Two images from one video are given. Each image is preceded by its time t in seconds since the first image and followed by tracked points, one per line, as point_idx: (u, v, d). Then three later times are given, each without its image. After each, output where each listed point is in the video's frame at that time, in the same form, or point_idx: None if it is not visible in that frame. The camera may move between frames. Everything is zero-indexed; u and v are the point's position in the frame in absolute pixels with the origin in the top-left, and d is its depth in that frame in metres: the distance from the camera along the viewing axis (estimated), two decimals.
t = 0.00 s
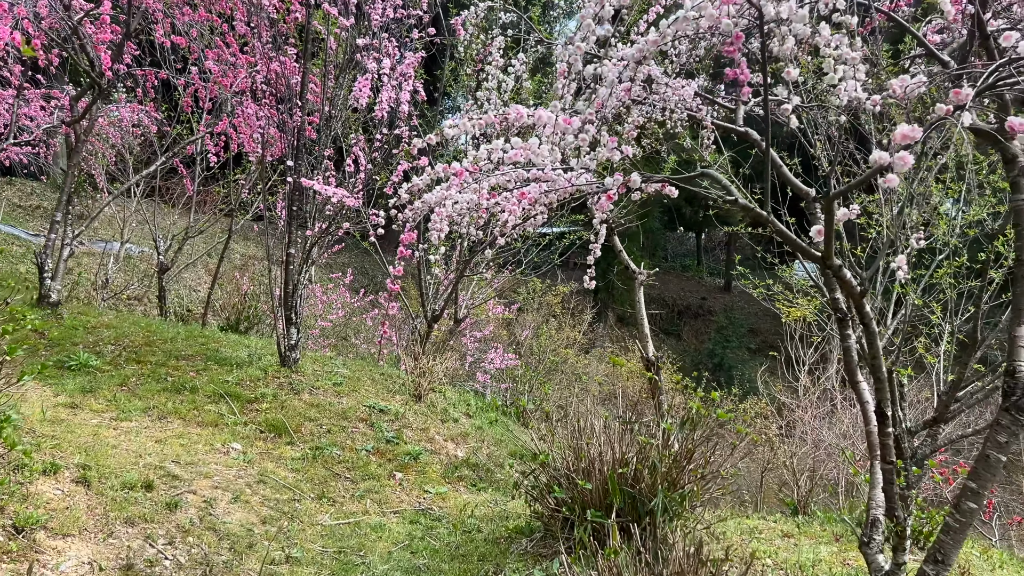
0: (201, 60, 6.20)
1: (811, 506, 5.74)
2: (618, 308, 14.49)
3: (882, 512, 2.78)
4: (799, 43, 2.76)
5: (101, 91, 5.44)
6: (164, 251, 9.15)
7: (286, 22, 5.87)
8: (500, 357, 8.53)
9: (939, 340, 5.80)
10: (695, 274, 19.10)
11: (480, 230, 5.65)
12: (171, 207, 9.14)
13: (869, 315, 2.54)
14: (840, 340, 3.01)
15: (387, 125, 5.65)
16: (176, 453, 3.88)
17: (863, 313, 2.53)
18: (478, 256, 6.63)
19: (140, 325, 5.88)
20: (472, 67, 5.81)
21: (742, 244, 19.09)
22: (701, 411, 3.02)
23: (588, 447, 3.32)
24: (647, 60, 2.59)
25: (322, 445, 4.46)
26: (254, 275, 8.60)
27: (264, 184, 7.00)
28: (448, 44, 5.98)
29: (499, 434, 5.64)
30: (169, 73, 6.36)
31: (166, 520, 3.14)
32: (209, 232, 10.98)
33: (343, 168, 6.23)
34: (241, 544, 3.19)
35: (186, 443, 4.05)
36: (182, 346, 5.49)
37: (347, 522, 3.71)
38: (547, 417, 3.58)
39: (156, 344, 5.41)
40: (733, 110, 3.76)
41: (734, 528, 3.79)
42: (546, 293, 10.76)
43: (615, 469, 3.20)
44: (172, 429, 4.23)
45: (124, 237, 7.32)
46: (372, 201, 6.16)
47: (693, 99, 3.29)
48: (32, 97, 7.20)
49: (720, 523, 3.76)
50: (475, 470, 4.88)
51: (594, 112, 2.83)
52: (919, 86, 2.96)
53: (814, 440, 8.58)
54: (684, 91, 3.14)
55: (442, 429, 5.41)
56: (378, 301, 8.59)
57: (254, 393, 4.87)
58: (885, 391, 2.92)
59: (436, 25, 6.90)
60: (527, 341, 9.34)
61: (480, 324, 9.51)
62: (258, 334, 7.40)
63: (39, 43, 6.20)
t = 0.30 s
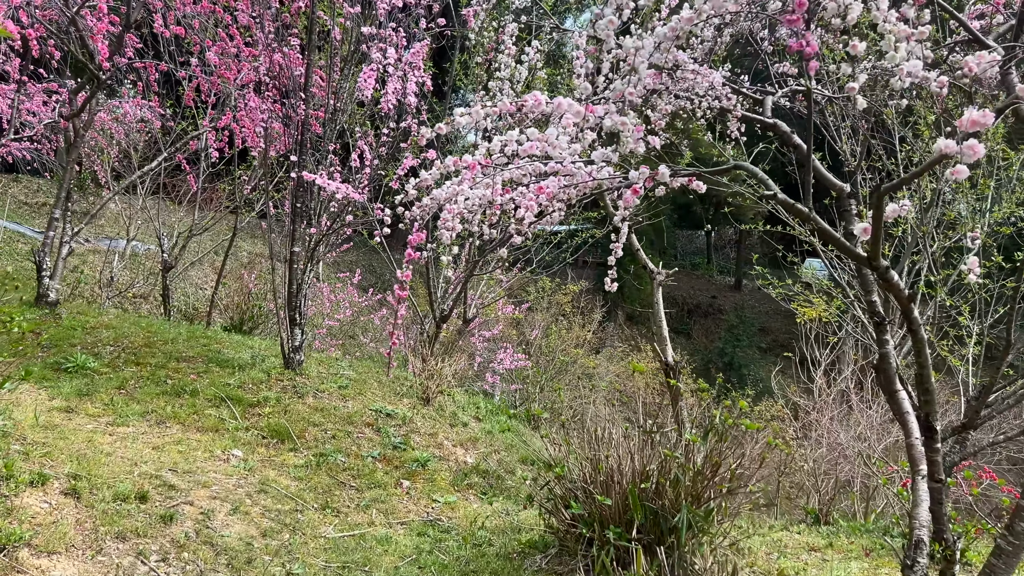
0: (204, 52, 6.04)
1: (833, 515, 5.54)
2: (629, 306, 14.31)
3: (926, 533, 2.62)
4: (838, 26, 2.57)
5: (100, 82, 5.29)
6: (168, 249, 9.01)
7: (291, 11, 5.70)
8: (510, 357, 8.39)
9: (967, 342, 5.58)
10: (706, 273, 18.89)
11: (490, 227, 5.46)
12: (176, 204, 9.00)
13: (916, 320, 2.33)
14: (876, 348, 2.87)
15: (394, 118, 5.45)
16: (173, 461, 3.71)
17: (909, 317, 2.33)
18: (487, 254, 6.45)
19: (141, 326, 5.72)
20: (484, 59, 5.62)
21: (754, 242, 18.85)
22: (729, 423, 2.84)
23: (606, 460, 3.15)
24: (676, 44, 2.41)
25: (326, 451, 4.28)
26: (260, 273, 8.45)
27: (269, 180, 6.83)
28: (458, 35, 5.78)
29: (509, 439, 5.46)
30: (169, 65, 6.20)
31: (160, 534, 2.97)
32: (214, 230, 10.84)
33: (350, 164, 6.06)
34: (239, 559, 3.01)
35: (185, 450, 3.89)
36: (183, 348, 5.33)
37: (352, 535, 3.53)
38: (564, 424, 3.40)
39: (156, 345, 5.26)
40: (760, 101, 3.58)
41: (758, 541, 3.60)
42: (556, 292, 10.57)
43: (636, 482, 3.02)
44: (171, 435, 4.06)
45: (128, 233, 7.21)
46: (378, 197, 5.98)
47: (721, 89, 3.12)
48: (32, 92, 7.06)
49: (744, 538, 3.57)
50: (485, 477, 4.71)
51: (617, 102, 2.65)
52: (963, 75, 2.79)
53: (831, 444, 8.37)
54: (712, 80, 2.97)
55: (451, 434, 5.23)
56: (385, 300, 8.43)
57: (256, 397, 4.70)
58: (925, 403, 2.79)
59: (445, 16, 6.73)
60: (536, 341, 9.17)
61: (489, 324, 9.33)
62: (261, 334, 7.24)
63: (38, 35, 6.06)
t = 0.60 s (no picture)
0: (210, 45, 5.88)
1: (860, 523, 5.34)
2: (641, 306, 14.10)
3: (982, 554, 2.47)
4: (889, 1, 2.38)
5: (103, 75, 5.14)
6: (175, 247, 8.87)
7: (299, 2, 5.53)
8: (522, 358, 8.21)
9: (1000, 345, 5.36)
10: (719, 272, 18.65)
11: (504, 224, 5.28)
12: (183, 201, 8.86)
13: (979, 326, 2.14)
14: (921, 353, 2.78)
15: (405, 111, 5.27)
16: (175, 469, 3.54)
17: (972, 322, 2.13)
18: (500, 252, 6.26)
19: (145, 326, 5.57)
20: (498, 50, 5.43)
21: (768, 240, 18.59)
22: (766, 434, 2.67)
23: (629, 472, 2.97)
24: (719, 25, 2.25)
25: (334, 458, 4.11)
26: (268, 272, 8.29)
27: (277, 176, 6.67)
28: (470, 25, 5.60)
29: (523, 445, 5.27)
30: (174, 56, 6.05)
31: (158, 549, 2.80)
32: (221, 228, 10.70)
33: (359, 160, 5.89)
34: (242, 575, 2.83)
35: (187, 457, 3.72)
36: (188, 349, 5.17)
37: (362, 548, 3.35)
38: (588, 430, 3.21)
39: (159, 346, 5.10)
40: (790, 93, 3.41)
41: (789, 558, 3.41)
42: (568, 291, 10.37)
43: (663, 497, 2.85)
44: (173, 440, 3.90)
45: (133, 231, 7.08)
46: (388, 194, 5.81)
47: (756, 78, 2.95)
48: (36, 87, 6.93)
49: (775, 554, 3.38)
50: (499, 484, 4.54)
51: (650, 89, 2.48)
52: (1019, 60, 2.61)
53: (852, 448, 8.16)
54: (747, 65, 2.84)
55: (463, 439, 5.05)
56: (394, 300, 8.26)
57: (262, 400, 4.54)
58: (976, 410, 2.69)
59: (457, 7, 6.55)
60: (549, 342, 8.98)
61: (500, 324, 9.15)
62: (268, 334, 7.08)
63: (40, 28, 5.92)
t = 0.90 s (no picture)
0: (219, 37, 5.73)
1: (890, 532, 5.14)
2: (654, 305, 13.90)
3: None
4: None
5: (108, 67, 4.99)
6: (183, 245, 8.75)
7: None
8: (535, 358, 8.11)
9: None
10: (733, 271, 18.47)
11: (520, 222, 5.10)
12: (191, 198, 8.73)
13: None
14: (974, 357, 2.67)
15: (418, 102, 5.09)
16: (177, 477, 3.38)
17: None
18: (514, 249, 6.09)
19: (149, 325, 5.42)
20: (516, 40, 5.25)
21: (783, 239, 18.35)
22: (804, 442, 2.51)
23: (660, 485, 2.80)
24: None
25: (344, 464, 3.94)
26: (277, 270, 8.14)
27: (286, 172, 6.51)
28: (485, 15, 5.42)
29: (538, 451, 5.10)
30: (180, 48, 5.90)
31: (157, 564, 2.63)
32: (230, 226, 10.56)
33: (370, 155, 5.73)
34: None
35: (190, 463, 3.56)
36: (193, 349, 5.02)
37: (373, 560, 3.17)
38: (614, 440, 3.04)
39: (164, 347, 4.95)
40: (827, 81, 3.23)
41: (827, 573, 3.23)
42: (581, 291, 10.19)
43: (695, 512, 2.68)
44: (177, 445, 3.74)
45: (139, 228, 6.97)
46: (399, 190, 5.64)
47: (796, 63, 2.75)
48: (41, 81, 6.80)
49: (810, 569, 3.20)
50: (515, 491, 4.37)
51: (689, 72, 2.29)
52: None
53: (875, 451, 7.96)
54: (787, 46, 2.64)
55: (477, 444, 4.88)
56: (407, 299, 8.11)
57: (270, 403, 4.37)
58: None
59: None
60: (562, 342, 8.80)
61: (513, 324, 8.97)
62: (276, 334, 6.93)
63: (44, 19, 5.79)
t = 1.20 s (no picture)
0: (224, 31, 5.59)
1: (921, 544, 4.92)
2: (667, 306, 13.69)
3: None
4: None
5: (110, 61, 4.85)
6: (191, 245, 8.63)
7: None
8: (546, 361, 8.12)
9: None
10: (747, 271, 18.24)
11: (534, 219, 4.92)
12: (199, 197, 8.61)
13: None
14: None
15: (428, 97, 4.91)
16: (176, 488, 3.22)
17: None
18: (526, 250, 5.90)
19: (152, 328, 5.28)
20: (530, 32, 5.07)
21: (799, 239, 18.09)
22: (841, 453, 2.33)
23: (689, 505, 2.63)
24: None
25: (350, 474, 3.77)
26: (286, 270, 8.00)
27: (293, 170, 6.35)
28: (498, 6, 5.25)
29: (552, 459, 4.93)
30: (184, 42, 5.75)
31: None
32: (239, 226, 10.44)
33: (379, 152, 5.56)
34: None
35: (190, 473, 3.41)
36: (197, 352, 4.87)
37: None
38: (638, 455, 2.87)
39: (167, 350, 4.81)
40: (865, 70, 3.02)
41: None
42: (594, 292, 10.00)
43: (727, 534, 2.50)
44: (177, 454, 3.59)
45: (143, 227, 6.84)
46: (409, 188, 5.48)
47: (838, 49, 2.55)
48: (45, 78, 6.68)
49: None
50: (529, 502, 4.19)
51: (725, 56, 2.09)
52: None
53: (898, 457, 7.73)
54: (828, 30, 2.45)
55: (489, 452, 4.70)
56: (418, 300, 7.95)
57: (274, 409, 4.22)
58: None
59: None
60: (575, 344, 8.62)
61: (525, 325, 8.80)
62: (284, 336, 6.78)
63: (46, 14, 5.66)
